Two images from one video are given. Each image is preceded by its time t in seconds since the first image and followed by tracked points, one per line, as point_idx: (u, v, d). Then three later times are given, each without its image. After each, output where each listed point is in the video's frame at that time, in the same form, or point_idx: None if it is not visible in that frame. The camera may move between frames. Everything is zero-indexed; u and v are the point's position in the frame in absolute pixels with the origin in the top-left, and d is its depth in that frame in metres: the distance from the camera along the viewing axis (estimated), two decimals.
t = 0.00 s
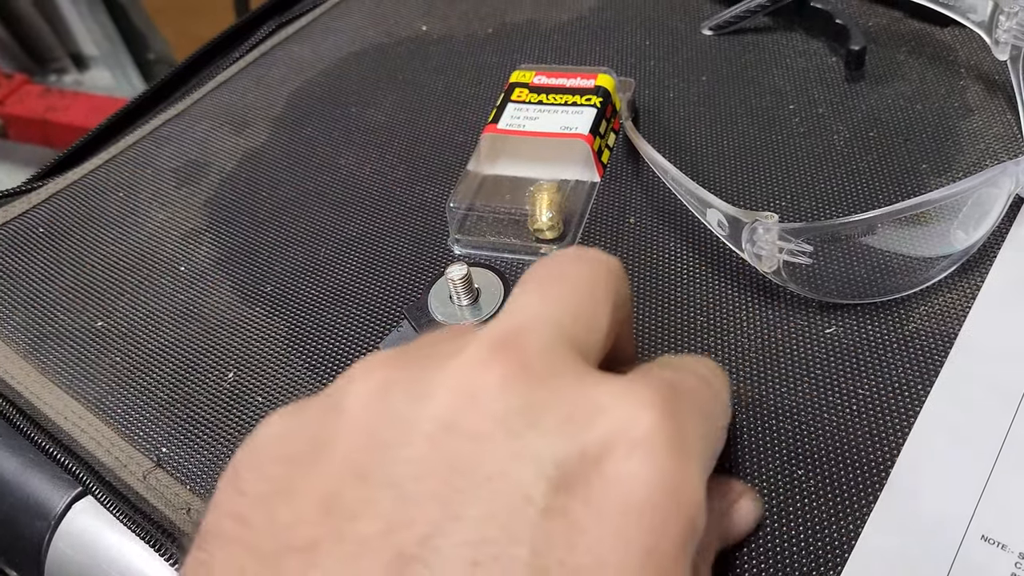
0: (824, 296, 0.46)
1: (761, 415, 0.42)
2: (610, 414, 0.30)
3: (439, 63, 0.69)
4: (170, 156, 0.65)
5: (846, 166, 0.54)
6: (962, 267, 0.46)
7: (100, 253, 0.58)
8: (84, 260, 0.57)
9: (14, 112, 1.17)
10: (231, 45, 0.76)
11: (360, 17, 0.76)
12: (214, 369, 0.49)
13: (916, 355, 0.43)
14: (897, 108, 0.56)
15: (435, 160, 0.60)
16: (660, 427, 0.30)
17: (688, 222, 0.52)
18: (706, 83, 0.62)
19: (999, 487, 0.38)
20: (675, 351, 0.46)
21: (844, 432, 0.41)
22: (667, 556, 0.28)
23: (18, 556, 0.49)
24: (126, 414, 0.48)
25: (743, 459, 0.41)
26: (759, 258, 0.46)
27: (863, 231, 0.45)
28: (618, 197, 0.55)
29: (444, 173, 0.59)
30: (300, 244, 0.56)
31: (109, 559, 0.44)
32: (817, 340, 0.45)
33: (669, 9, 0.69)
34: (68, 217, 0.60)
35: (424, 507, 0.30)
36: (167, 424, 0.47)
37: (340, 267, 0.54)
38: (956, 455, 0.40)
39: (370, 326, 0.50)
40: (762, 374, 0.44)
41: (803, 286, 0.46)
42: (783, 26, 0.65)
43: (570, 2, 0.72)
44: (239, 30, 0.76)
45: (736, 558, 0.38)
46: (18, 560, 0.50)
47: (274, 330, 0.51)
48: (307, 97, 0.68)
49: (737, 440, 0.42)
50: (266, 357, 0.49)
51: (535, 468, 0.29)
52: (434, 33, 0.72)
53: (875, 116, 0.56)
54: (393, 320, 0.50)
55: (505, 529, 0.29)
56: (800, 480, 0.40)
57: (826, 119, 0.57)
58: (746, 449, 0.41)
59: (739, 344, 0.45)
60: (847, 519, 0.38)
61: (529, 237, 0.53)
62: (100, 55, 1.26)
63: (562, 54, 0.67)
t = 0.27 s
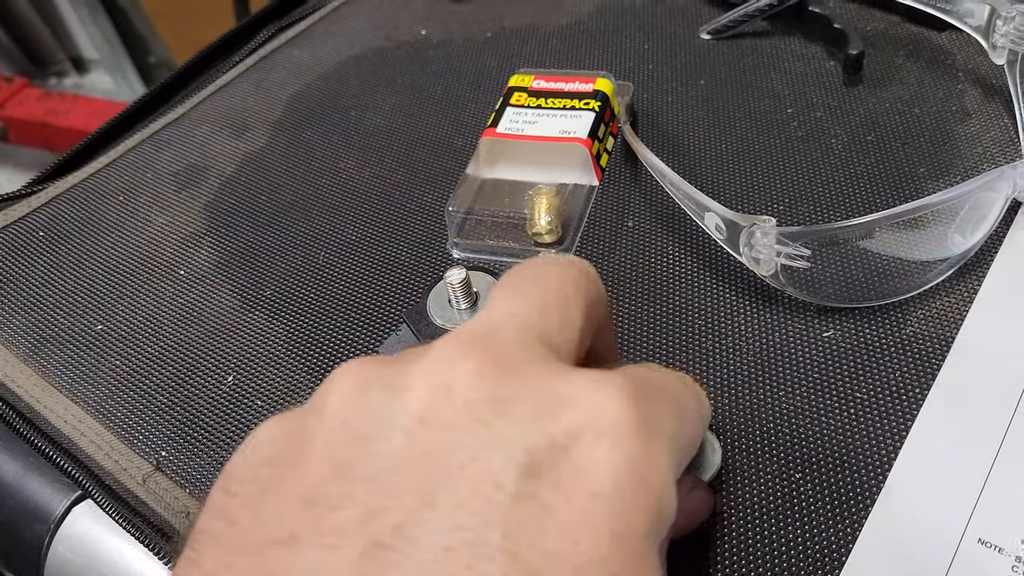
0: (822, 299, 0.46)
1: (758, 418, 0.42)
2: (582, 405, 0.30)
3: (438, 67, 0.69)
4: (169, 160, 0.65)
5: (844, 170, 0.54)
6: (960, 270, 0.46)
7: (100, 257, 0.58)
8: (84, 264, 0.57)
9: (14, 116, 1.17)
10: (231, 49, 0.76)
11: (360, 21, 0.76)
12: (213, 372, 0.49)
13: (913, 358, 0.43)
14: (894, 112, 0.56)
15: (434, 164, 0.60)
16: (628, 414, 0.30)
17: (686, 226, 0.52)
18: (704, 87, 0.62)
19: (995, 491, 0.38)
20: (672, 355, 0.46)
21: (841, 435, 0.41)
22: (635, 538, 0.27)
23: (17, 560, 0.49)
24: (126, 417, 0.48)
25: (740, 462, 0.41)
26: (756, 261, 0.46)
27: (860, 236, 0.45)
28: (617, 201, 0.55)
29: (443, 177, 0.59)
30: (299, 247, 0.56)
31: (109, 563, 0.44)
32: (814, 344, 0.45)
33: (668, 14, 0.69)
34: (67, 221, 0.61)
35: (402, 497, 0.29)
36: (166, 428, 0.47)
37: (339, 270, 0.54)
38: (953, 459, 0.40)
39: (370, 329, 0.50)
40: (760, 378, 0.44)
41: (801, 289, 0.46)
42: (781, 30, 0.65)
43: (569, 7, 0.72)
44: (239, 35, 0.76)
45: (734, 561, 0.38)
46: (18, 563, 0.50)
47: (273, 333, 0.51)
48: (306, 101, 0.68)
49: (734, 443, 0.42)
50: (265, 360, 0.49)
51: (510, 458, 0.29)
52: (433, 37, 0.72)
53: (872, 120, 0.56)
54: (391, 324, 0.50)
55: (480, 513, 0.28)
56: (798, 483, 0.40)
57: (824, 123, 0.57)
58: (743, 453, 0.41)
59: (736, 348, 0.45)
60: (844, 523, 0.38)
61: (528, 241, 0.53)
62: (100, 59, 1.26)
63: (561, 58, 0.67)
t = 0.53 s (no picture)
0: (827, 300, 0.45)
1: (763, 420, 0.42)
2: (550, 368, 0.30)
3: (439, 68, 0.69)
4: (169, 161, 0.65)
5: (848, 171, 0.53)
6: (965, 271, 0.46)
7: (98, 257, 0.57)
8: (83, 264, 0.57)
9: (13, 117, 1.16)
10: (231, 49, 0.76)
11: (360, 22, 0.75)
12: (212, 373, 0.49)
13: (918, 360, 0.43)
14: (898, 113, 0.56)
15: (435, 165, 0.60)
16: (600, 378, 0.29)
17: (689, 227, 0.52)
18: (706, 88, 0.62)
19: (1003, 493, 0.38)
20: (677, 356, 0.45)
21: (846, 437, 0.41)
22: (616, 495, 0.27)
23: (13, 563, 0.48)
24: (123, 419, 0.47)
25: (745, 465, 0.41)
26: (760, 262, 0.46)
27: (865, 237, 0.45)
28: (619, 202, 0.54)
29: (445, 177, 0.59)
30: (299, 248, 0.56)
31: (106, 568, 0.42)
32: (819, 345, 0.45)
33: (669, 14, 0.69)
34: (65, 221, 0.60)
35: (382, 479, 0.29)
36: (165, 430, 0.47)
37: (340, 270, 0.54)
38: (960, 461, 0.39)
39: (370, 331, 0.49)
40: (765, 380, 0.44)
41: (805, 290, 0.46)
42: (783, 31, 0.64)
43: (570, 7, 0.72)
44: (239, 35, 0.76)
45: (737, 563, 0.38)
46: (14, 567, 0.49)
47: (273, 334, 0.50)
48: (306, 102, 0.68)
49: (739, 446, 0.41)
50: (265, 362, 0.49)
51: (480, 424, 0.29)
52: (434, 38, 0.72)
53: (876, 121, 0.56)
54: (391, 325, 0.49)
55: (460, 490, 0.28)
56: (803, 486, 0.39)
57: (827, 124, 0.57)
58: (747, 455, 0.41)
59: (741, 349, 0.45)
60: (850, 525, 0.38)
61: (530, 241, 0.53)
62: (98, 61, 1.26)
63: (563, 59, 0.67)
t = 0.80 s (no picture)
0: (832, 299, 0.45)
1: (769, 419, 0.42)
2: (547, 335, 0.31)
3: (441, 67, 0.68)
4: (169, 160, 0.64)
5: (853, 169, 0.53)
6: (972, 270, 0.46)
7: (99, 255, 0.57)
8: (83, 262, 0.57)
9: (12, 118, 1.16)
10: (232, 49, 0.76)
11: (362, 21, 0.75)
12: (213, 372, 0.49)
13: (925, 358, 0.43)
14: (903, 112, 0.56)
15: (438, 164, 0.60)
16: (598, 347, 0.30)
17: (694, 225, 0.51)
18: (710, 87, 0.62)
19: (1011, 492, 0.38)
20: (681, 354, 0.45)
21: (852, 436, 0.40)
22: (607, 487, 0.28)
23: (12, 564, 0.48)
24: (124, 418, 0.47)
25: (750, 463, 0.40)
26: (766, 259, 0.45)
27: (871, 234, 0.45)
28: (623, 200, 0.54)
29: (447, 176, 0.58)
30: (301, 246, 0.55)
31: (105, 567, 0.42)
32: (825, 344, 0.44)
33: (672, 13, 0.69)
34: (65, 220, 0.60)
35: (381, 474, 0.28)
36: (165, 428, 0.46)
37: (342, 269, 0.53)
38: (967, 460, 0.39)
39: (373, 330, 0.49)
40: (770, 379, 0.43)
41: (811, 288, 0.45)
42: (787, 30, 0.64)
43: (572, 6, 0.72)
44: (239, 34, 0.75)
45: (743, 562, 0.37)
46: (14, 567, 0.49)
47: (275, 332, 0.50)
48: (308, 101, 0.68)
49: (744, 445, 0.41)
50: (267, 360, 0.49)
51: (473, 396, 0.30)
52: (435, 37, 0.72)
53: (881, 119, 0.56)
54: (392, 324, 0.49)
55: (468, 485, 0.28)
56: (809, 485, 0.39)
57: (832, 122, 0.57)
58: (753, 454, 0.41)
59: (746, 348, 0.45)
60: (857, 524, 0.38)
61: (534, 240, 0.52)
62: (98, 62, 1.26)
63: (565, 58, 0.67)
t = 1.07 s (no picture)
0: (825, 302, 0.45)
1: (761, 422, 0.42)
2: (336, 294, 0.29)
3: (436, 70, 0.68)
4: (164, 162, 0.64)
5: (847, 172, 0.53)
6: (965, 272, 0.46)
7: (92, 258, 0.57)
8: (76, 265, 0.56)
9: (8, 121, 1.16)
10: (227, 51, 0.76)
11: (357, 23, 0.75)
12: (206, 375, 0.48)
13: (918, 361, 0.43)
14: (897, 115, 0.56)
15: (433, 166, 0.60)
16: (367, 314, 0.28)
17: (687, 228, 0.51)
18: (705, 90, 0.62)
19: (1003, 496, 0.38)
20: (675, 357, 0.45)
21: (844, 439, 0.40)
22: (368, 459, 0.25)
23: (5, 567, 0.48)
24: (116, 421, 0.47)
25: (742, 466, 0.40)
26: (759, 262, 0.46)
27: (864, 237, 0.45)
28: (616, 203, 0.54)
29: (442, 178, 0.58)
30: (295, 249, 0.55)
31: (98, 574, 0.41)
32: (818, 347, 0.44)
33: (667, 16, 0.69)
34: (58, 223, 0.60)
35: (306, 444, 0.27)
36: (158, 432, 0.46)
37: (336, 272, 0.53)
38: (960, 463, 0.39)
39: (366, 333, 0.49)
40: (763, 382, 0.43)
41: (804, 291, 0.46)
42: (782, 33, 0.64)
43: (568, 9, 0.72)
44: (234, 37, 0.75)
45: (735, 566, 0.37)
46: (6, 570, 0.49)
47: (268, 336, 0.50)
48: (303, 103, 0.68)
49: (737, 448, 0.41)
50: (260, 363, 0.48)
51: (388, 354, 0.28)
52: (431, 39, 0.72)
53: (875, 122, 0.56)
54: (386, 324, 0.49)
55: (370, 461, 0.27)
56: (801, 488, 0.39)
57: (826, 125, 0.57)
58: (746, 457, 0.41)
59: (739, 351, 0.45)
60: (849, 528, 0.38)
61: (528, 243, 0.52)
62: (94, 65, 1.26)
63: (560, 61, 0.67)
